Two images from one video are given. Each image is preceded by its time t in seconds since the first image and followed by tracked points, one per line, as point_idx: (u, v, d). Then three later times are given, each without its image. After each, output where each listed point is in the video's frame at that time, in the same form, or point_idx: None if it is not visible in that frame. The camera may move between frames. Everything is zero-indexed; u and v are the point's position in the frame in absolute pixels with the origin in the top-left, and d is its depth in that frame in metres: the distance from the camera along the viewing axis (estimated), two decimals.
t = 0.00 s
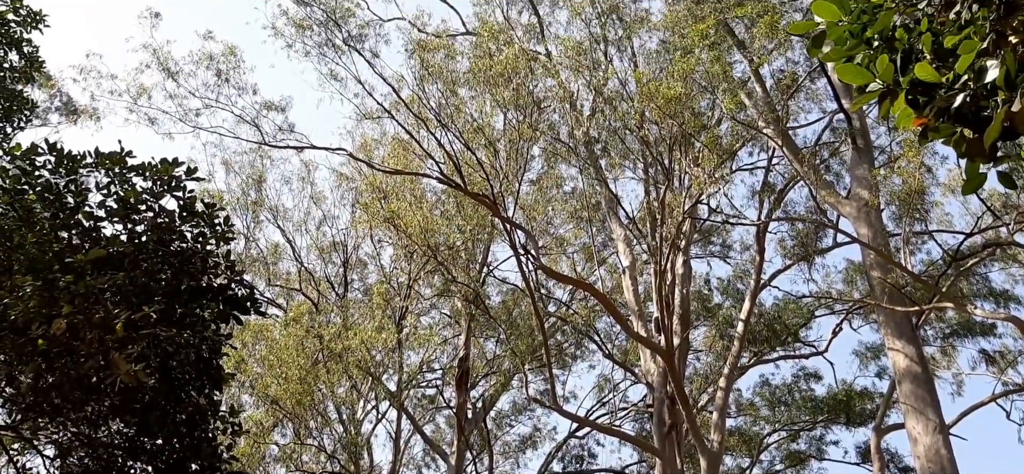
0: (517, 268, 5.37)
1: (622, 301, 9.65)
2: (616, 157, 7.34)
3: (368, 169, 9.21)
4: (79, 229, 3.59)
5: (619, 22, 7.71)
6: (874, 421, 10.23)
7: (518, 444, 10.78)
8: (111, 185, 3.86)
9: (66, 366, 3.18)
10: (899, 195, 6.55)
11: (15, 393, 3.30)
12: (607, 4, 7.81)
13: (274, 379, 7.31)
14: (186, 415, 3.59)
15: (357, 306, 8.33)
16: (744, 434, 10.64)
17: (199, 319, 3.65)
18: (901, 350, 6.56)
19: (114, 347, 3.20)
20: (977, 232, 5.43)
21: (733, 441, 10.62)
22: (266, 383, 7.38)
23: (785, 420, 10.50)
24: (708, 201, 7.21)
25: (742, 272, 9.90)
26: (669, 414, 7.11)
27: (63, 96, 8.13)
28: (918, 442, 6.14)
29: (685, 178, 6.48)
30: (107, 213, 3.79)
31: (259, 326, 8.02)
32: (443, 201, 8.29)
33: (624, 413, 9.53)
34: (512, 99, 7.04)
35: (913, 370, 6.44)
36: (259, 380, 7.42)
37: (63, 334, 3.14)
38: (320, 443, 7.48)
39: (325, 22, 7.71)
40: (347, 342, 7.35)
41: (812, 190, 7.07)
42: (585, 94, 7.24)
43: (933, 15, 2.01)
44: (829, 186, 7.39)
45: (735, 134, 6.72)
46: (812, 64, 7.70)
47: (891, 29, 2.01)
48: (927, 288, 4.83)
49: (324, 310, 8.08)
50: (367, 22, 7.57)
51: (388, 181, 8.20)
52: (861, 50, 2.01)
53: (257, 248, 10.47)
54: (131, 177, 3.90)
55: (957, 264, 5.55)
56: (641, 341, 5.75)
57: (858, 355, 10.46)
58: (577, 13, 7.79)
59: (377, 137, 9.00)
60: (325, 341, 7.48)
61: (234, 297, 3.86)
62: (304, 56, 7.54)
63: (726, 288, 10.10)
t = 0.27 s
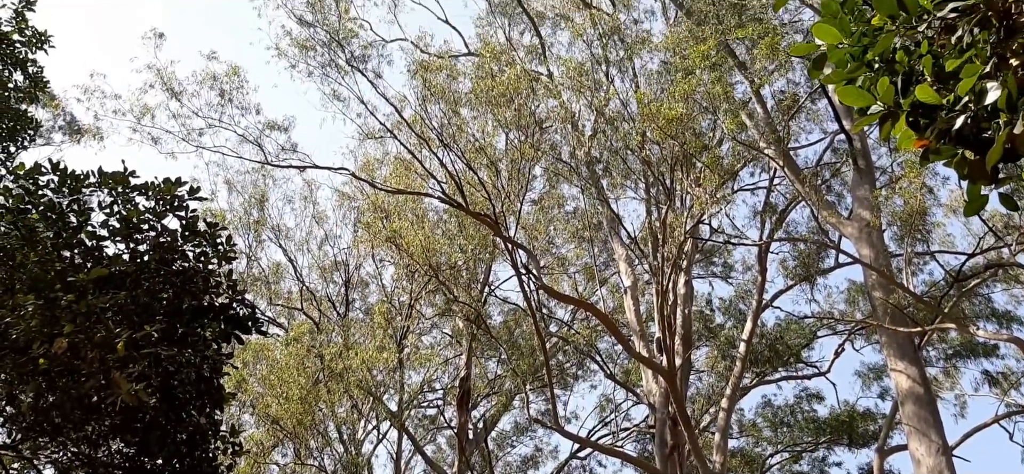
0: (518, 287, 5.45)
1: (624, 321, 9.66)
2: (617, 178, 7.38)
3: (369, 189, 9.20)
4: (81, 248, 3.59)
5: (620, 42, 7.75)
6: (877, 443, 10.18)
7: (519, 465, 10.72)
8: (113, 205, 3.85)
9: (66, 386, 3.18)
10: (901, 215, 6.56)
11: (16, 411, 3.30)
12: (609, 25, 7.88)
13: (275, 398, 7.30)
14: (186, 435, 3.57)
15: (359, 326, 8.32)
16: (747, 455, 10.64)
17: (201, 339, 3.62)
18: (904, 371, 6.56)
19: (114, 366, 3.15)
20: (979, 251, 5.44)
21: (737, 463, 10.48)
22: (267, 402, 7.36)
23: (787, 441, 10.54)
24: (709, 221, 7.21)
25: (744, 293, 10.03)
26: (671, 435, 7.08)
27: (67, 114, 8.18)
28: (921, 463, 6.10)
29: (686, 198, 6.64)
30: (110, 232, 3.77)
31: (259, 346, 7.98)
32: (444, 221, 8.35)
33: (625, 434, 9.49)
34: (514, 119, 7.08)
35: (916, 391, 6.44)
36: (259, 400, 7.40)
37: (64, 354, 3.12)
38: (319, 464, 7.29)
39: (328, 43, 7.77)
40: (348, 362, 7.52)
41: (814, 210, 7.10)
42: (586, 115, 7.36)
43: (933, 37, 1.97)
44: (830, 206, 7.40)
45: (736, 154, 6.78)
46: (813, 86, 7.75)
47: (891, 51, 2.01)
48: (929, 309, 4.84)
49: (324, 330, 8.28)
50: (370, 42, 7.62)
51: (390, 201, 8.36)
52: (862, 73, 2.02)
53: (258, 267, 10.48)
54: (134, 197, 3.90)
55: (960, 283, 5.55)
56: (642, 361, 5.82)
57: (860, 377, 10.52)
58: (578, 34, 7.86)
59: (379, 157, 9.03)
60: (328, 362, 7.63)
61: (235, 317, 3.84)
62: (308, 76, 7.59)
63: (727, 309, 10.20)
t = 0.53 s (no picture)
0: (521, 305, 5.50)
1: (625, 341, 9.65)
2: (619, 197, 7.31)
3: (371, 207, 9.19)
4: (83, 267, 3.58)
5: (621, 62, 7.78)
6: (880, 463, 10.15)
7: None
8: (115, 224, 3.84)
9: (67, 404, 3.12)
10: (902, 235, 6.56)
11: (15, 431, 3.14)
12: (610, 45, 7.91)
13: (276, 418, 7.27)
14: (187, 455, 3.48)
15: (360, 346, 8.31)
16: None
17: (202, 358, 3.60)
18: (906, 391, 6.56)
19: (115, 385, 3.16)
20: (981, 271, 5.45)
21: None
22: (268, 421, 7.32)
23: (790, 462, 10.52)
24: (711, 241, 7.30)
25: (745, 313, 10.07)
26: (673, 455, 7.05)
27: (71, 133, 8.20)
28: None
29: (687, 217, 6.65)
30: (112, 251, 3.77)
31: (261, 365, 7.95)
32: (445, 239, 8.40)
33: (627, 454, 9.44)
34: (515, 139, 7.11)
35: (919, 410, 6.42)
36: (259, 419, 7.35)
37: (65, 372, 3.12)
38: None
39: (331, 63, 7.81)
40: (349, 381, 7.50)
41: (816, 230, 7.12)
42: (588, 135, 7.41)
43: (933, 58, 1.97)
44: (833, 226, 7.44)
45: (737, 174, 6.81)
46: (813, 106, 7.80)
47: (892, 72, 2.01)
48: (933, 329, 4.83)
49: (325, 350, 8.28)
50: (372, 62, 7.67)
51: (392, 219, 8.40)
52: (864, 94, 2.02)
53: (260, 286, 10.49)
54: (136, 215, 3.89)
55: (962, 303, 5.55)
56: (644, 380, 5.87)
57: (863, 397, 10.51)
58: (580, 54, 7.95)
59: (381, 176, 9.04)
60: (329, 380, 7.63)
61: (237, 336, 3.82)
62: (311, 95, 7.62)
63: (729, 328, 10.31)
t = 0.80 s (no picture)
0: (522, 320, 5.54)
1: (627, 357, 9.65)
2: (620, 212, 7.41)
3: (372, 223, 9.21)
4: (84, 282, 3.59)
5: (622, 79, 7.82)
6: None
7: None
8: (117, 240, 3.84)
9: (67, 421, 3.11)
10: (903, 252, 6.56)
11: (15, 447, 3.16)
12: (611, 62, 7.98)
13: (275, 434, 7.24)
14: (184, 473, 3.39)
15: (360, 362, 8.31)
16: None
17: (202, 375, 3.56)
18: (908, 408, 6.55)
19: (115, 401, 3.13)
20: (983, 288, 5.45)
21: None
22: (267, 438, 7.29)
23: None
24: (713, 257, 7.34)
25: (746, 329, 10.10)
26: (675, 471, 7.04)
27: (72, 149, 8.22)
28: None
29: (689, 232, 6.61)
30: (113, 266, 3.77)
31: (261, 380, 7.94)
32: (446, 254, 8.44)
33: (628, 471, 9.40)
34: (517, 155, 7.15)
35: (920, 427, 6.41)
36: (259, 435, 7.32)
37: (64, 387, 3.10)
38: None
39: (333, 79, 7.85)
40: (350, 397, 7.46)
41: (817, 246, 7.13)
42: (589, 151, 7.43)
43: (934, 75, 1.98)
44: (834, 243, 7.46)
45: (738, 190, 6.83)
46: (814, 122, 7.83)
47: (893, 90, 2.02)
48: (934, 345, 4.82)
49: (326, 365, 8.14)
50: (374, 78, 7.71)
51: (393, 235, 8.38)
52: (865, 111, 2.04)
53: (261, 302, 10.49)
54: (137, 231, 3.89)
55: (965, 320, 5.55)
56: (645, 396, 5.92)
57: (865, 414, 10.50)
58: (581, 70, 8.00)
59: (382, 192, 9.05)
60: (327, 395, 7.55)
61: (237, 351, 3.80)
62: (312, 112, 7.65)
63: (730, 345, 10.36)
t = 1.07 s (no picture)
0: (523, 341, 5.54)
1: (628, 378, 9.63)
2: (620, 232, 7.50)
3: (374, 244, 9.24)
4: (85, 303, 3.58)
5: (623, 100, 7.86)
6: None
7: None
8: (118, 260, 3.84)
9: (66, 443, 3.07)
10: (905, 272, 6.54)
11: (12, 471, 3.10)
12: (612, 83, 8.02)
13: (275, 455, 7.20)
14: None
15: (361, 383, 8.29)
16: None
17: (202, 395, 3.55)
18: (911, 428, 6.54)
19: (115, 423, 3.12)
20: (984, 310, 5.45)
21: None
22: (267, 459, 7.25)
23: None
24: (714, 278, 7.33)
25: (747, 350, 10.09)
26: None
27: (74, 170, 8.24)
28: None
29: (690, 253, 6.60)
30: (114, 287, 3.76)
31: (261, 402, 7.90)
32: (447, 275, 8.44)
33: None
34: (518, 177, 7.19)
35: (923, 448, 6.38)
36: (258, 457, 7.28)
37: (64, 409, 3.09)
38: None
39: (335, 100, 7.88)
40: (350, 419, 7.43)
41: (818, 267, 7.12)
42: (590, 172, 7.45)
43: (934, 97, 1.97)
44: (835, 264, 7.45)
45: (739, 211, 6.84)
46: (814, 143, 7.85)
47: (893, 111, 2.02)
48: (936, 366, 4.80)
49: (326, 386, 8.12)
50: (376, 99, 7.74)
51: (394, 255, 8.40)
52: (865, 131, 2.04)
53: (262, 322, 10.49)
54: (139, 252, 3.88)
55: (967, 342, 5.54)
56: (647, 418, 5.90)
57: (867, 436, 10.45)
58: (582, 91, 8.04)
59: (384, 212, 9.05)
60: (327, 416, 7.53)
61: (237, 372, 3.79)
62: (314, 132, 7.68)
63: (731, 366, 10.35)
